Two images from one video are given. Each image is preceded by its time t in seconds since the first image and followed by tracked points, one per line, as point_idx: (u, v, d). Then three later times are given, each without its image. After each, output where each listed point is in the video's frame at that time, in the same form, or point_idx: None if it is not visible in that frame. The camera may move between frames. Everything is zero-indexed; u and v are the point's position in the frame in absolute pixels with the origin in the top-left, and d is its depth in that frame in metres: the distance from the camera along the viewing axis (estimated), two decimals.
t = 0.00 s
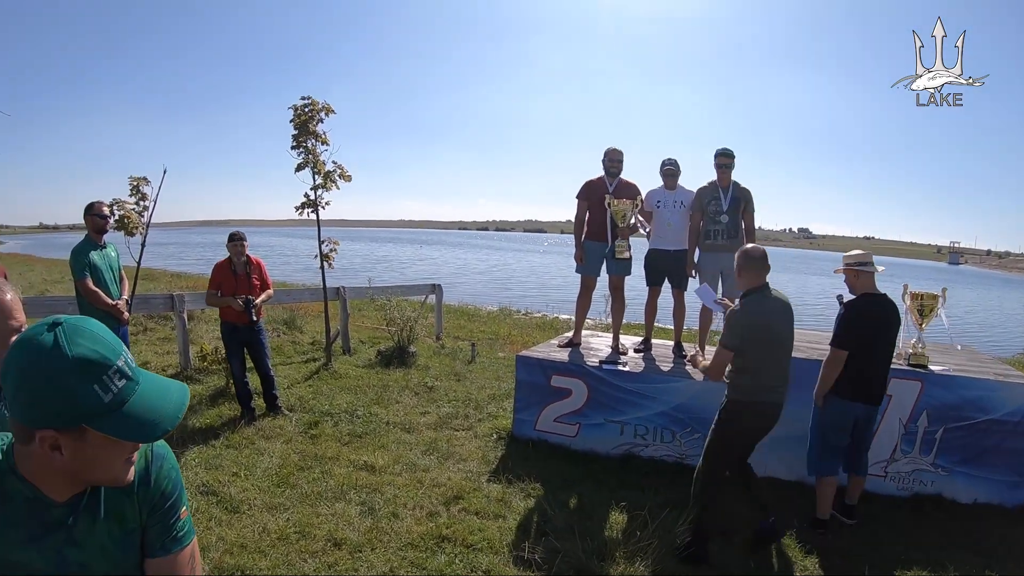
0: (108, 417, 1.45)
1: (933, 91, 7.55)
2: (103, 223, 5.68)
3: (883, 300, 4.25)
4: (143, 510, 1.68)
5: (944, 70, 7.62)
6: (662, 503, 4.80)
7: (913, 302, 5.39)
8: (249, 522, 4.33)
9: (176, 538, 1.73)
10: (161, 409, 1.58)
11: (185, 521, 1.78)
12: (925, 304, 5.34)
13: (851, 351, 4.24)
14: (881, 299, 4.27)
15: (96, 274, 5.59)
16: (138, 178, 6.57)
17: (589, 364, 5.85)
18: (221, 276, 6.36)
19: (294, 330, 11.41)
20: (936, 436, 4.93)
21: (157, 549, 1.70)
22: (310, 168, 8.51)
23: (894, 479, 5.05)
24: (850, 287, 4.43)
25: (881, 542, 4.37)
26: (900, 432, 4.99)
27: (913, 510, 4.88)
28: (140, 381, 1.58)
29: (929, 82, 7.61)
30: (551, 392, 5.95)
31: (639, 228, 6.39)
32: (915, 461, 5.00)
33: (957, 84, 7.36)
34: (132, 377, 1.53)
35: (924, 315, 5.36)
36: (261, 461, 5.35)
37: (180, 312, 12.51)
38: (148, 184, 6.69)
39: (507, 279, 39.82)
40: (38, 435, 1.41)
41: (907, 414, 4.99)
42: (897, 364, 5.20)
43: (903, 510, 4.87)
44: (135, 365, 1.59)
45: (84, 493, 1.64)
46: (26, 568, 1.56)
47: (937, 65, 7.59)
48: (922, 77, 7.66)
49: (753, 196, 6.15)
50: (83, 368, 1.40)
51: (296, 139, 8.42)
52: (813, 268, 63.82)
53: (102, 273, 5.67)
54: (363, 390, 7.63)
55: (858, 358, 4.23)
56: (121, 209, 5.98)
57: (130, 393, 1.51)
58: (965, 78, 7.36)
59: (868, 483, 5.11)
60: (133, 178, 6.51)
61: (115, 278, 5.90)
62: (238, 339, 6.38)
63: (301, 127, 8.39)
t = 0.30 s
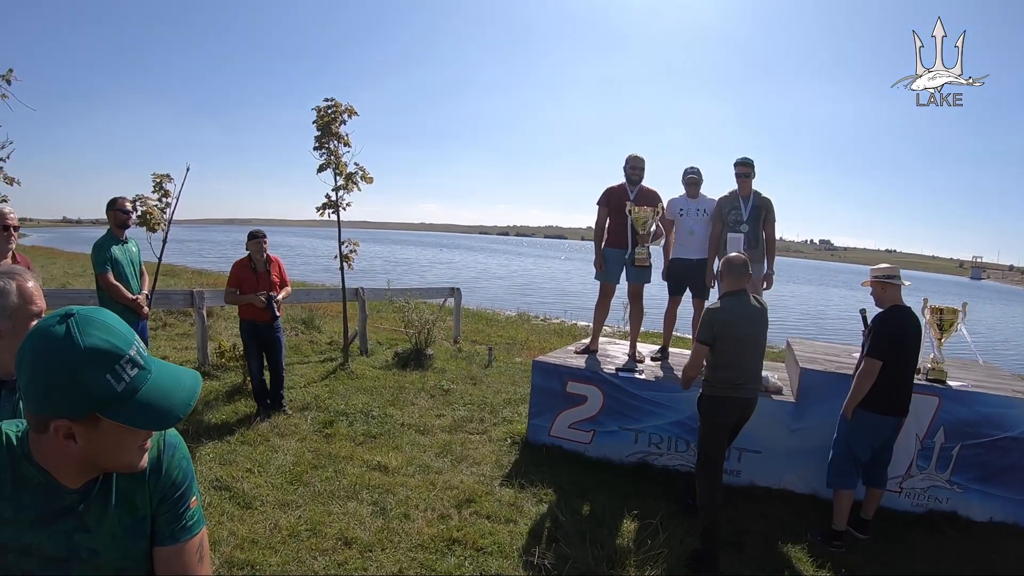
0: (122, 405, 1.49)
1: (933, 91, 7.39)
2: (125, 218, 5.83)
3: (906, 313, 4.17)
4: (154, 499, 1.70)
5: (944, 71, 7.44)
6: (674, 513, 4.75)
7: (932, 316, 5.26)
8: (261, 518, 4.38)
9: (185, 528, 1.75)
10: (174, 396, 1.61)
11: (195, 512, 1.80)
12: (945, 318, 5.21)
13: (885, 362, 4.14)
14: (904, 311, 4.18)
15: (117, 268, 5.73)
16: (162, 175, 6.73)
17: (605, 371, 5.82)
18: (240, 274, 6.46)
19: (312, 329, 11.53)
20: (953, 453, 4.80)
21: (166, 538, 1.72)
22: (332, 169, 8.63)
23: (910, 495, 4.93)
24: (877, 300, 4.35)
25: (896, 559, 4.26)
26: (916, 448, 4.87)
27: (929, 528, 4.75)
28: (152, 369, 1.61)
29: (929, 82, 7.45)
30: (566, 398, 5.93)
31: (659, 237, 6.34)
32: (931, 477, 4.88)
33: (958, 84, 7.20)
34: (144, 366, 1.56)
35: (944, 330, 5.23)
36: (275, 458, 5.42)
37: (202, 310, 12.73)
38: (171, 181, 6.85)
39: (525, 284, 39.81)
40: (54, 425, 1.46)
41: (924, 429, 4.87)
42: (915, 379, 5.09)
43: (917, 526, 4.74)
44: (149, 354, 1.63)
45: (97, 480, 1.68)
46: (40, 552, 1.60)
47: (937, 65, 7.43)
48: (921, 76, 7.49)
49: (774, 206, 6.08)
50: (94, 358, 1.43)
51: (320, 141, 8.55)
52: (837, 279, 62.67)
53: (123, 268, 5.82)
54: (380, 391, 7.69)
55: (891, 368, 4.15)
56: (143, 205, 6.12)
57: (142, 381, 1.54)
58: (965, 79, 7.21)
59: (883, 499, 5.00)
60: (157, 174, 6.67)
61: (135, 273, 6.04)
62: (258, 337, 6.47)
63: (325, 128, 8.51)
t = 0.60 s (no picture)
0: (121, 395, 1.50)
1: (934, 92, 7.34)
2: (131, 212, 5.85)
3: (910, 316, 4.15)
4: (153, 489, 1.71)
5: (946, 72, 7.39)
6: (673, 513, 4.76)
7: (935, 320, 5.24)
8: (261, 511, 4.40)
9: (184, 517, 1.76)
10: (173, 387, 1.62)
11: (194, 501, 1.81)
12: (948, 322, 5.19)
13: (896, 365, 4.12)
14: (908, 315, 4.16)
15: (122, 261, 5.76)
16: (167, 169, 6.75)
17: (606, 370, 5.82)
18: (249, 268, 6.45)
19: (315, 325, 11.56)
20: (954, 457, 4.78)
21: (165, 527, 1.73)
22: (337, 165, 8.64)
23: (910, 499, 4.91)
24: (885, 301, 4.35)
25: (895, 563, 4.25)
26: (917, 452, 4.85)
27: (929, 532, 4.73)
28: (152, 360, 1.62)
29: (929, 82, 7.41)
30: (567, 397, 5.93)
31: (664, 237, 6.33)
32: (932, 482, 4.86)
33: (958, 85, 7.15)
34: (145, 357, 1.57)
35: (947, 334, 5.20)
36: (276, 452, 5.44)
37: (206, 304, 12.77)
38: (176, 175, 6.87)
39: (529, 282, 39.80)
40: (53, 411, 1.47)
41: (925, 433, 4.85)
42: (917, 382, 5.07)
43: (917, 531, 4.73)
44: (149, 346, 1.63)
45: (97, 468, 1.69)
46: (40, 539, 1.62)
47: (937, 65, 7.38)
48: (923, 77, 7.44)
49: (778, 206, 6.05)
50: (95, 347, 1.44)
51: (325, 137, 8.57)
52: (842, 282, 62.41)
53: (127, 261, 5.85)
54: (382, 387, 7.71)
55: (901, 370, 4.14)
56: (149, 198, 6.14)
57: (142, 371, 1.55)
58: (966, 79, 7.17)
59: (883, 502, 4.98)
60: (162, 168, 6.69)
61: (139, 266, 6.08)
62: (265, 330, 6.50)
63: (330, 124, 8.53)
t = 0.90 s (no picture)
0: (113, 391, 1.49)
1: (934, 92, 7.35)
2: (127, 213, 5.83)
3: (905, 311, 4.16)
4: (149, 487, 1.70)
5: (946, 71, 7.41)
6: (671, 508, 4.77)
7: (932, 314, 5.25)
8: (260, 511, 4.40)
9: (180, 515, 1.75)
10: (165, 384, 1.61)
11: (190, 499, 1.80)
12: (945, 316, 5.20)
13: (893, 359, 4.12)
14: (903, 310, 4.17)
15: (118, 262, 5.74)
16: (163, 169, 6.73)
17: (604, 367, 5.83)
18: (250, 267, 6.43)
19: (313, 325, 11.55)
20: (952, 451, 4.80)
21: (161, 524, 1.72)
22: (334, 164, 8.61)
23: (909, 492, 4.94)
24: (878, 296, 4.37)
25: (893, 556, 4.27)
26: (915, 446, 4.87)
27: (927, 525, 4.75)
28: (145, 357, 1.61)
29: (929, 82, 7.42)
30: (565, 394, 5.93)
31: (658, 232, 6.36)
32: (930, 475, 4.88)
33: (958, 85, 7.16)
34: (137, 353, 1.57)
35: (944, 328, 5.22)
36: (274, 452, 5.43)
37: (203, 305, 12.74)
38: (173, 176, 6.85)
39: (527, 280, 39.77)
40: (45, 408, 1.46)
41: (923, 427, 4.87)
42: (914, 376, 5.09)
43: (916, 524, 4.75)
44: (141, 342, 1.63)
45: (93, 465, 1.68)
46: (36, 537, 1.61)
47: (938, 65, 7.40)
48: (923, 77, 7.46)
49: (770, 200, 6.07)
50: (88, 343, 1.43)
51: (321, 137, 8.54)
52: (839, 278, 62.57)
53: (124, 262, 5.82)
54: (380, 386, 7.71)
55: (897, 365, 4.14)
56: (146, 199, 6.11)
57: (134, 367, 1.55)
58: (967, 79, 7.19)
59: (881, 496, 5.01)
60: (158, 169, 6.68)
61: (136, 267, 6.05)
62: (266, 329, 6.49)
63: (326, 124, 8.50)
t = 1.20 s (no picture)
0: (108, 392, 1.49)
1: (934, 92, 7.37)
2: (122, 214, 5.80)
3: (898, 302, 4.17)
4: (148, 488, 1.70)
5: (946, 70, 7.42)
6: (671, 501, 4.79)
7: (930, 305, 5.26)
8: (260, 510, 4.40)
9: (180, 516, 1.75)
10: (161, 385, 1.60)
11: (190, 499, 1.80)
12: (943, 307, 5.22)
13: (886, 353, 4.14)
14: (896, 301, 4.18)
15: (115, 264, 5.72)
16: (159, 170, 6.71)
17: (602, 361, 5.84)
18: (249, 266, 6.41)
19: (311, 323, 11.53)
20: (951, 441, 4.83)
21: (161, 526, 1.72)
22: (329, 162, 8.59)
23: (908, 483, 4.97)
24: (872, 288, 4.39)
25: (892, 547, 4.30)
26: (915, 437, 4.90)
27: (927, 516, 4.78)
28: (141, 358, 1.60)
29: (929, 82, 7.42)
30: (564, 389, 5.94)
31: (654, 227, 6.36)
32: (929, 466, 4.91)
33: (958, 85, 7.17)
34: (132, 354, 1.56)
35: (942, 319, 5.23)
36: (273, 451, 5.43)
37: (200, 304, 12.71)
38: (168, 176, 6.82)
39: (525, 276, 39.73)
40: (40, 410, 1.45)
41: (922, 418, 4.89)
42: (913, 368, 5.10)
43: (915, 515, 4.78)
44: (137, 343, 1.62)
45: (91, 467, 1.68)
46: (34, 540, 1.60)
47: (938, 65, 7.39)
48: (923, 77, 7.46)
49: (769, 193, 6.06)
50: (82, 342, 1.42)
51: (316, 135, 8.51)
52: (835, 270, 62.75)
53: (121, 263, 5.80)
54: (378, 384, 7.70)
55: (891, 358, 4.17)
56: (141, 200, 6.08)
57: (129, 368, 1.54)
58: (967, 78, 7.21)
59: (881, 487, 5.04)
60: (153, 170, 6.65)
61: (133, 268, 6.03)
62: (265, 327, 6.47)
63: (321, 122, 8.46)
